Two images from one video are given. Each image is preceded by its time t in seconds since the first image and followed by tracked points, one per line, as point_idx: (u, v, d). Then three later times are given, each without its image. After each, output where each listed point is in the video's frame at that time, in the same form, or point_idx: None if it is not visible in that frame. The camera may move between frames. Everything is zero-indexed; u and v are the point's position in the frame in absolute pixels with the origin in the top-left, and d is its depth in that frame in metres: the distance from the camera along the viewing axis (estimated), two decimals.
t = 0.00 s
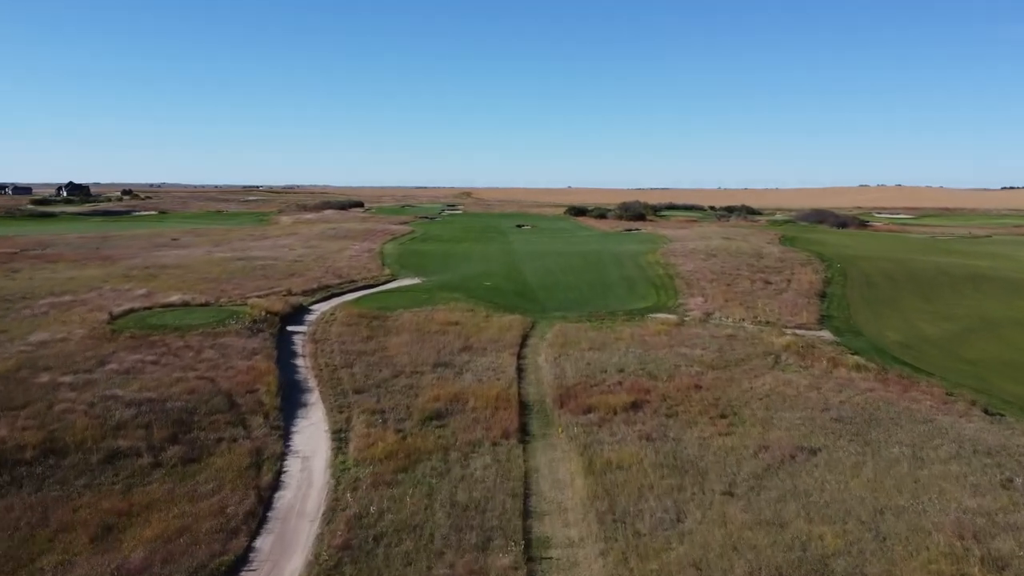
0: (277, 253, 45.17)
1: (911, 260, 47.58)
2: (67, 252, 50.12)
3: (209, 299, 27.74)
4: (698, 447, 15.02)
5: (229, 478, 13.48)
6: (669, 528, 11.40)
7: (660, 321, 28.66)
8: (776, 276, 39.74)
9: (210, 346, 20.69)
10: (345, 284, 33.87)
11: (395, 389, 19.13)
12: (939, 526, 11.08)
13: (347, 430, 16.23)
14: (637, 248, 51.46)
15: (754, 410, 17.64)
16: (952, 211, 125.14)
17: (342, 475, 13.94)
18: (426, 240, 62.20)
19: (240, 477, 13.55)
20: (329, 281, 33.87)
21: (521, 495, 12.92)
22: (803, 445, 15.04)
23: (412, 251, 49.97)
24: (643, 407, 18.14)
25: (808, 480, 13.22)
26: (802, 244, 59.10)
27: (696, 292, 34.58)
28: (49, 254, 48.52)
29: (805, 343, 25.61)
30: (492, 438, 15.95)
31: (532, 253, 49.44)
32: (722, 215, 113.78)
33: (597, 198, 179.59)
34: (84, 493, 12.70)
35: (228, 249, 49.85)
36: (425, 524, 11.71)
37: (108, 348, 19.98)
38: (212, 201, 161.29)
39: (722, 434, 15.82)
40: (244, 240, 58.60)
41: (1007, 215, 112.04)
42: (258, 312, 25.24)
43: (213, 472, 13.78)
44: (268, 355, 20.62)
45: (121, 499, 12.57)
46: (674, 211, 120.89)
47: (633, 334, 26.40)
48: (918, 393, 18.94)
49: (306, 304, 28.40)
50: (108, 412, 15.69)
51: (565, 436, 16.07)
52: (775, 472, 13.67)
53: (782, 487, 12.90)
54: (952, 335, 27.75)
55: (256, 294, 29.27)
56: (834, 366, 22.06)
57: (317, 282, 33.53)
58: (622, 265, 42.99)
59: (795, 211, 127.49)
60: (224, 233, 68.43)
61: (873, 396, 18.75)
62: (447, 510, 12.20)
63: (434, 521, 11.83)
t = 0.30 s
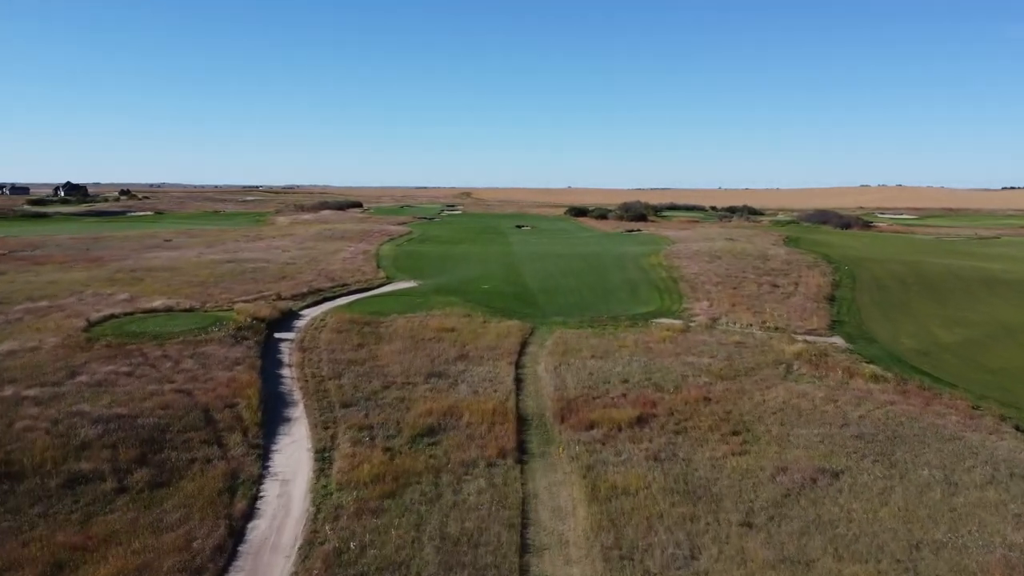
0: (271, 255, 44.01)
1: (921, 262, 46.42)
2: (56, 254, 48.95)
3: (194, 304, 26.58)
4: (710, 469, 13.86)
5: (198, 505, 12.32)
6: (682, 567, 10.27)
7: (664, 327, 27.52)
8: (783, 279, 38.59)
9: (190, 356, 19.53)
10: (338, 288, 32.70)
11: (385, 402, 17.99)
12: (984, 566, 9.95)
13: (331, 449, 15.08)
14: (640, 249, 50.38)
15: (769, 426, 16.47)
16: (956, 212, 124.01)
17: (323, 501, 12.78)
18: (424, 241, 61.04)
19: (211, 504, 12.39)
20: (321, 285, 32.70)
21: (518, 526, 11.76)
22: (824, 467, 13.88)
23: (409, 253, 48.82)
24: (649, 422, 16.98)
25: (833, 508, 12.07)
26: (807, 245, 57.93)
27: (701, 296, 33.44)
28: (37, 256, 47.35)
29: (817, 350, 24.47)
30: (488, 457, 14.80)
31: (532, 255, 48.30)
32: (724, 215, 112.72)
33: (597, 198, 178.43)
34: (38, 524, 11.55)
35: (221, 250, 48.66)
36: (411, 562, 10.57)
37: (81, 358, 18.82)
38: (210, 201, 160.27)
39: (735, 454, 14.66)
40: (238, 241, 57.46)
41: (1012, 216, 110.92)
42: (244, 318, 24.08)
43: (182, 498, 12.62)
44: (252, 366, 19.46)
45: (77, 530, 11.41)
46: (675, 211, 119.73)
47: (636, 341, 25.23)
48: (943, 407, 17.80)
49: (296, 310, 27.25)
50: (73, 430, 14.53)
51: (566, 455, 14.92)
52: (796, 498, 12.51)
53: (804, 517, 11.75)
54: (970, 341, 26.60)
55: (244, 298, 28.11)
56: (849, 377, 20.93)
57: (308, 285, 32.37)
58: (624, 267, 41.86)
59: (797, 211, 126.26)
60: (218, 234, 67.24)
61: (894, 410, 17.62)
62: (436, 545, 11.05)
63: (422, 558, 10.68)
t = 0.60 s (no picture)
0: (263, 257, 42.84)
1: (931, 264, 45.27)
2: (44, 256, 47.79)
3: (178, 310, 25.41)
4: (725, 496, 12.72)
5: (161, 541, 11.18)
6: None
7: (669, 333, 26.36)
8: (790, 282, 37.43)
9: (167, 368, 18.37)
10: (330, 292, 31.57)
11: (374, 417, 16.83)
12: None
13: (313, 472, 13.92)
14: (642, 251, 49.27)
15: (785, 445, 15.33)
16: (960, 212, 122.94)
17: (301, 535, 11.63)
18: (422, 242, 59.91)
19: (176, 539, 11.24)
20: (313, 289, 31.55)
21: (516, 565, 10.62)
22: (849, 493, 12.75)
23: (406, 255, 47.65)
24: (657, 440, 15.84)
25: (863, 544, 10.93)
26: (813, 247, 56.72)
27: (706, 301, 32.28)
28: (25, 258, 46.22)
29: (830, 359, 23.32)
30: (483, 481, 13.66)
31: (532, 257, 47.14)
32: (726, 215, 111.58)
33: (598, 198, 177.36)
34: None
35: (213, 252, 47.50)
36: None
37: (51, 370, 17.66)
38: (207, 201, 158.43)
39: (751, 478, 13.53)
40: (232, 243, 56.31)
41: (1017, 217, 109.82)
42: (229, 326, 22.94)
43: (146, 530, 11.48)
44: (234, 378, 18.31)
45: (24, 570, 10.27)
46: (677, 212, 118.64)
47: (640, 349, 24.09)
48: (970, 424, 16.66)
49: (285, 316, 26.09)
50: (32, 452, 13.37)
51: (568, 479, 13.78)
52: (821, 532, 11.37)
53: (833, 555, 10.61)
54: (990, 348, 25.46)
55: (232, 304, 26.97)
56: (867, 389, 19.78)
57: (299, 289, 31.20)
58: (626, 270, 40.70)
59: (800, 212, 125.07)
60: (212, 235, 66.07)
61: (918, 427, 16.49)
62: None
63: None
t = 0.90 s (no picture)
0: (256, 260, 41.65)
1: (942, 268, 44.11)
2: (32, 259, 46.61)
3: (160, 318, 24.24)
4: (744, 531, 11.58)
5: None
6: None
7: (675, 342, 25.23)
8: (799, 287, 36.29)
9: (141, 383, 17.20)
10: (322, 298, 30.42)
11: (362, 437, 15.68)
12: None
13: (293, 502, 12.76)
14: (645, 253, 48.20)
15: (805, 470, 14.19)
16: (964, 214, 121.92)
17: None
18: (420, 244, 58.77)
19: None
20: (304, 295, 30.40)
21: None
22: (880, 528, 11.61)
23: (403, 258, 46.51)
24: (666, 463, 14.70)
25: None
26: (818, 249, 55.63)
27: (713, 307, 31.15)
28: (12, 261, 45.05)
29: (846, 370, 22.17)
30: (477, 511, 12.52)
31: (532, 259, 45.98)
32: (728, 216, 110.46)
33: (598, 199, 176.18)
34: None
35: (205, 255, 46.30)
36: None
37: (16, 386, 16.51)
38: (205, 202, 157.24)
39: (770, 509, 12.39)
40: (226, 245, 55.14)
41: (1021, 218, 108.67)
42: (212, 335, 21.77)
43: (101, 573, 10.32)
44: (213, 394, 17.16)
45: None
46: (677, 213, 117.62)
47: (645, 360, 22.94)
48: (1004, 445, 15.51)
49: (273, 324, 24.93)
50: None
51: (571, 509, 12.63)
52: None
53: None
54: (1011, 358, 24.33)
55: (218, 311, 25.81)
56: (888, 405, 18.65)
57: (290, 295, 30.03)
58: (628, 273, 39.56)
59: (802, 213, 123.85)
60: (207, 237, 64.89)
61: (947, 448, 15.35)
62: None
63: None
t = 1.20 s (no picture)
0: (248, 264, 40.51)
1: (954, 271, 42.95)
2: (19, 262, 45.48)
3: (141, 327, 23.10)
4: None
5: None
6: None
7: (681, 353, 24.11)
8: (807, 292, 35.15)
9: (113, 402, 16.04)
10: (314, 305, 29.24)
11: (348, 462, 14.53)
12: None
13: (268, 539, 11.62)
14: (647, 256, 47.05)
15: (828, 501, 13.04)
16: (968, 214, 120.76)
17: None
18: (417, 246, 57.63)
19: None
20: (295, 301, 29.20)
21: None
22: (916, 574, 10.47)
23: (399, 261, 45.36)
24: (676, 492, 13.55)
25: None
26: (823, 252, 54.51)
27: (719, 314, 30.00)
28: None
29: (862, 384, 21.04)
30: (470, 551, 11.38)
31: (532, 263, 44.82)
32: (730, 217, 109.32)
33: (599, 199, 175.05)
34: None
35: (197, 258, 45.15)
36: None
37: None
38: (202, 202, 156.09)
39: (793, 548, 11.27)
40: (219, 247, 53.97)
41: None
42: (194, 347, 20.61)
43: None
44: (190, 414, 16.00)
45: None
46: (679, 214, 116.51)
47: (651, 373, 21.76)
48: None
49: (260, 334, 23.77)
50: None
51: (574, 549, 11.48)
52: None
53: None
54: None
55: (203, 320, 24.63)
56: (911, 423, 17.52)
57: (280, 302, 28.88)
58: (631, 277, 38.40)
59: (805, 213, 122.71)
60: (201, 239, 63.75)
61: (980, 475, 14.23)
62: None
63: None
